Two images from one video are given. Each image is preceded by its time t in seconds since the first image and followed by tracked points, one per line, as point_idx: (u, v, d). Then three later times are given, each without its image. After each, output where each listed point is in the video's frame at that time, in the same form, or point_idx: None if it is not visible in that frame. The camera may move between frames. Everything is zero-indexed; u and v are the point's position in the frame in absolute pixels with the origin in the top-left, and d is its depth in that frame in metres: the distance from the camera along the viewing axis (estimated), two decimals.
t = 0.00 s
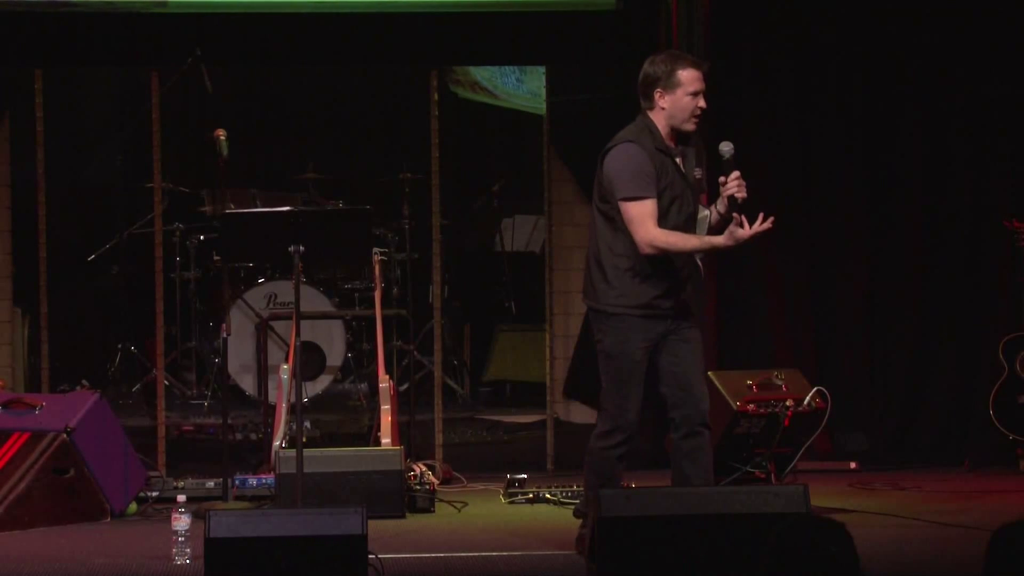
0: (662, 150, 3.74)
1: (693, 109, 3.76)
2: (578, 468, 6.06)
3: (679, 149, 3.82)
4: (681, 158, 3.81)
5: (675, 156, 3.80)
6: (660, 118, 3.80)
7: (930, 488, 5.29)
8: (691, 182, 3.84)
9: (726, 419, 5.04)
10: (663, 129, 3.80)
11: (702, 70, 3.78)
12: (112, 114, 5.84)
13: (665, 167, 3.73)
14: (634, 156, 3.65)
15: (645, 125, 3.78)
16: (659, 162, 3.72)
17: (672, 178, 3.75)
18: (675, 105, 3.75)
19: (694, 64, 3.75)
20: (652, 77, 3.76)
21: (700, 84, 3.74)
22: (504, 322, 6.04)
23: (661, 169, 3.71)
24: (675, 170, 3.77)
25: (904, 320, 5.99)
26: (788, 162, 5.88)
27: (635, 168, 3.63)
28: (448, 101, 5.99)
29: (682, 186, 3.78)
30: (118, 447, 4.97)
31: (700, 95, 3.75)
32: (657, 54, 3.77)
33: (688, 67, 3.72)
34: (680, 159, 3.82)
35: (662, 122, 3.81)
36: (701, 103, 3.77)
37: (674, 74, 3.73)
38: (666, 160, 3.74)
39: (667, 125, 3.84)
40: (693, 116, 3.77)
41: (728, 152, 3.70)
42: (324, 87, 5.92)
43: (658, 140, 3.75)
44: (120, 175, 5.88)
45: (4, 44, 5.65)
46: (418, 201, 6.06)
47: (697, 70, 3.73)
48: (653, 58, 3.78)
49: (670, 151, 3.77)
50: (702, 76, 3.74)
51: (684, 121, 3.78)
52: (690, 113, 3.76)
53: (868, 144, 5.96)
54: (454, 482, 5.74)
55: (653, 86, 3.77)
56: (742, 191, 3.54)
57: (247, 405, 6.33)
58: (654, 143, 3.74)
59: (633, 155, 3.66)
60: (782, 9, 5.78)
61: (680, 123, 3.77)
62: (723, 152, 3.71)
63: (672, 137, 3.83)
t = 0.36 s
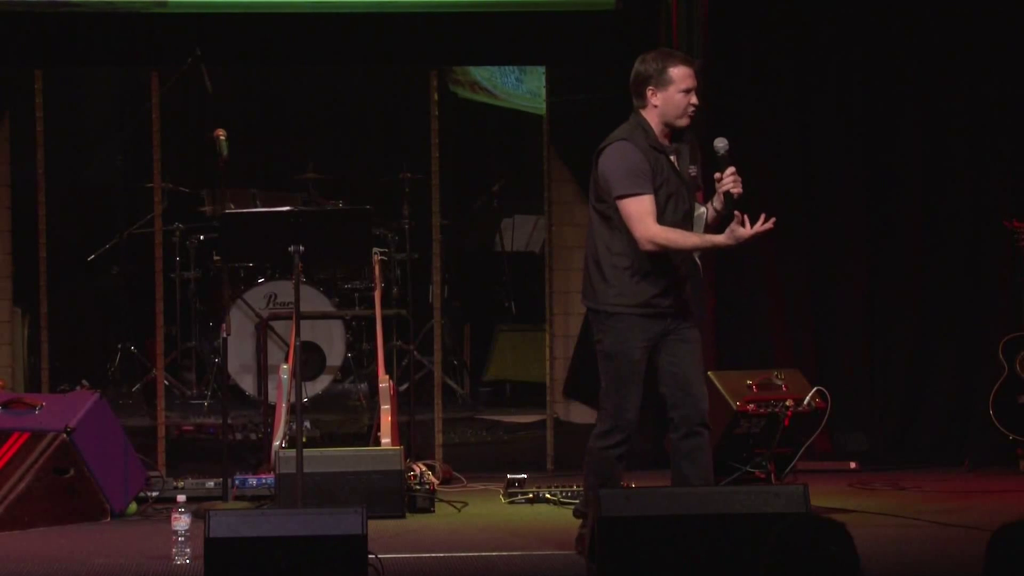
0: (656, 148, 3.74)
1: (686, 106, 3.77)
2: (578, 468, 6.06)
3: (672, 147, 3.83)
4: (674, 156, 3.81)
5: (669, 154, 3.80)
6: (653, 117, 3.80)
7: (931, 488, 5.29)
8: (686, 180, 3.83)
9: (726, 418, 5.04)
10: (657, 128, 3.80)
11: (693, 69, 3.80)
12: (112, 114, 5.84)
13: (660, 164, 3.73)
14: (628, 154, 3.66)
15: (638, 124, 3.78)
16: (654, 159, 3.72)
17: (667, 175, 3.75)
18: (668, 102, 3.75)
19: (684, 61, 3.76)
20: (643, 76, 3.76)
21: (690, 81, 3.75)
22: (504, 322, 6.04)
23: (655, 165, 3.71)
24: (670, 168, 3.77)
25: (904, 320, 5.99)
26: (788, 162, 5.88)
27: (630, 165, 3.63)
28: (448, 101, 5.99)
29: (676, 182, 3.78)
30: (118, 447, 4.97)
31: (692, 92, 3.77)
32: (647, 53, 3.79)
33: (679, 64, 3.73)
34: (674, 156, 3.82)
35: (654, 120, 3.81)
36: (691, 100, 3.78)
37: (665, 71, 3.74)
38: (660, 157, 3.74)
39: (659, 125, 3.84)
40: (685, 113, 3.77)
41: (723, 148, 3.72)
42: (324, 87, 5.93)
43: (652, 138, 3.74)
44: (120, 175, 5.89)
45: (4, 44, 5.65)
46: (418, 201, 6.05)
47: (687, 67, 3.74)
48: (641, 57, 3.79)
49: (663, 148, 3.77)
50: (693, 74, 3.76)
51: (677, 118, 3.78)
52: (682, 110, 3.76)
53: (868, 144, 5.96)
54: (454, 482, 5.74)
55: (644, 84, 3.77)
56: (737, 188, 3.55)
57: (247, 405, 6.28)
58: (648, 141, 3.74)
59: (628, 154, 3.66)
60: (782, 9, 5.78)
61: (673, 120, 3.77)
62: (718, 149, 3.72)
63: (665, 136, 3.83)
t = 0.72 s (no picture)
0: (641, 146, 3.74)
1: (671, 104, 3.75)
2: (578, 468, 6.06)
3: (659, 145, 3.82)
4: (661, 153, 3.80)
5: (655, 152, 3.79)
6: (639, 115, 3.79)
7: (931, 488, 5.29)
8: (675, 177, 3.83)
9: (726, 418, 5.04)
10: (643, 126, 3.80)
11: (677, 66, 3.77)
12: (111, 113, 5.84)
13: (644, 162, 3.73)
14: (611, 153, 3.66)
15: (623, 123, 3.78)
16: (638, 157, 3.72)
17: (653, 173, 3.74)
18: (652, 101, 3.74)
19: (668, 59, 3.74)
20: (627, 75, 3.75)
21: (675, 79, 3.73)
22: (504, 322, 6.04)
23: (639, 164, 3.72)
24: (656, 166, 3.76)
25: (904, 320, 5.99)
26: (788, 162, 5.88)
27: (614, 164, 3.64)
28: (448, 101, 5.99)
29: (663, 179, 3.78)
30: (118, 447, 4.97)
31: (677, 90, 3.75)
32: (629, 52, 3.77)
33: (662, 62, 3.71)
34: (661, 154, 3.81)
35: (641, 119, 3.80)
36: (676, 98, 3.76)
37: (649, 70, 3.72)
38: (645, 155, 3.74)
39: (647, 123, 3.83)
40: (671, 111, 3.76)
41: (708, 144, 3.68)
42: (324, 87, 5.93)
43: (637, 138, 3.74)
44: (120, 175, 5.89)
45: (4, 44, 5.66)
46: (418, 201, 6.05)
47: (671, 65, 3.72)
48: (625, 57, 3.78)
49: (649, 147, 3.76)
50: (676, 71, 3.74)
51: (663, 116, 3.77)
52: (668, 108, 3.74)
53: (868, 144, 5.96)
54: (454, 482, 5.74)
55: (629, 83, 3.76)
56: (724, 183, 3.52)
57: (247, 405, 6.24)
58: (632, 140, 3.74)
59: (611, 153, 3.67)
60: (782, 9, 5.79)
61: (658, 118, 3.76)
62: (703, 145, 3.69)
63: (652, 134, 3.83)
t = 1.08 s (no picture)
0: (652, 145, 3.75)
1: (686, 104, 3.74)
2: (578, 469, 6.07)
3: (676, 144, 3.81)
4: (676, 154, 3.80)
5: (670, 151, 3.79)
6: (655, 115, 3.79)
7: (931, 488, 5.29)
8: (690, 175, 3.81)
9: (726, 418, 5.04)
10: (659, 126, 3.80)
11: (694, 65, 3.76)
12: (111, 114, 5.84)
13: (656, 162, 3.74)
14: (618, 150, 3.68)
15: (637, 123, 3.79)
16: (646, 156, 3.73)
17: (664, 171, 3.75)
18: (667, 100, 3.73)
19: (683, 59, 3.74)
20: (643, 74, 3.75)
21: (689, 79, 3.72)
22: (504, 322, 6.04)
23: (647, 162, 3.73)
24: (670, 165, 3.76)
25: (905, 321, 5.99)
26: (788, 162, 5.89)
27: (618, 159, 3.66)
28: (448, 101, 5.99)
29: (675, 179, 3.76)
30: (118, 447, 4.98)
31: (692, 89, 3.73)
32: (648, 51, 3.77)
33: (678, 61, 3.71)
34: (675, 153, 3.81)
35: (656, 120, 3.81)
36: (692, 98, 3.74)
37: (664, 69, 3.72)
38: (657, 155, 3.75)
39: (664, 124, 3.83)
40: (686, 111, 3.74)
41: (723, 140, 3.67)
42: (325, 88, 5.93)
43: (650, 138, 3.75)
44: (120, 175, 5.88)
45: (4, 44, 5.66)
46: (418, 201, 6.04)
47: (685, 65, 3.71)
48: (642, 58, 3.79)
49: (661, 146, 3.77)
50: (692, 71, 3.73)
51: (678, 115, 3.76)
52: (683, 107, 3.73)
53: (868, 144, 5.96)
54: (454, 482, 5.74)
55: (644, 82, 3.76)
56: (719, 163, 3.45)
57: (246, 405, 6.24)
58: (644, 139, 3.75)
59: (619, 149, 3.68)
60: (782, 9, 5.79)
61: (674, 118, 3.75)
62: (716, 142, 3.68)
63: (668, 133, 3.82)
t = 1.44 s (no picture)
0: (696, 160, 3.68)
1: (731, 119, 3.70)
2: (577, 469, 6.07)
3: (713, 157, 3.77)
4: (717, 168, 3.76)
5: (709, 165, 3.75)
6: (696, 127, 3.74)
7: (931, 489, 5.29)
8: (724, 187, 3.78)
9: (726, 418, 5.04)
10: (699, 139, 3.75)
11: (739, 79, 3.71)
12: (112, 114, 5.84)
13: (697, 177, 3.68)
14: (665, 167, 3.59)
15: (678, 135, 3.71)
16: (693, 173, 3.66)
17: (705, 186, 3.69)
18: (713, 115, 3.68)
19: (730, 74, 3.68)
20: (690, 86, 3.68)
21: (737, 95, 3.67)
22: (504, 322, 6.04)
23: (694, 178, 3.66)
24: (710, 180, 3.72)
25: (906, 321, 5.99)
26: (788, 162, 5.89)
27: (665, 178, 3.56)
28: (448, 101, 5.99)
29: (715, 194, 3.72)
30: (118, 447, 4.98)
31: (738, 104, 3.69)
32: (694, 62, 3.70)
33: (726, 76, 3.65)
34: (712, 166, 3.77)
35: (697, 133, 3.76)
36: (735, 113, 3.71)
37: (712, 83, 3.65)
38: (699, 169, 3.68)
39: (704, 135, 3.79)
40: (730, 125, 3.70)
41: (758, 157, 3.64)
42: (325, 87, 5.93)
43: (694, 151, 3.69)
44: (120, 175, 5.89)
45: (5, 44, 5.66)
46: (419, 201, 6.05)
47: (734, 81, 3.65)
48: (684, 69, 3.72)
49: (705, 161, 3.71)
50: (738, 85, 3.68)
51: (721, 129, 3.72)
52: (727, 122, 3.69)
53: (868, 144, 5.96)
54: (454, 482, 5.74)
55: (689, 94, 3.69)
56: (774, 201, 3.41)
57: (247, 405, 6.24)
58: (687, 154, 3.67)
59: (666, 166, 3.59)
60: (782, 10, 5.79)
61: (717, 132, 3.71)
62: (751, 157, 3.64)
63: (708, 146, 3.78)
